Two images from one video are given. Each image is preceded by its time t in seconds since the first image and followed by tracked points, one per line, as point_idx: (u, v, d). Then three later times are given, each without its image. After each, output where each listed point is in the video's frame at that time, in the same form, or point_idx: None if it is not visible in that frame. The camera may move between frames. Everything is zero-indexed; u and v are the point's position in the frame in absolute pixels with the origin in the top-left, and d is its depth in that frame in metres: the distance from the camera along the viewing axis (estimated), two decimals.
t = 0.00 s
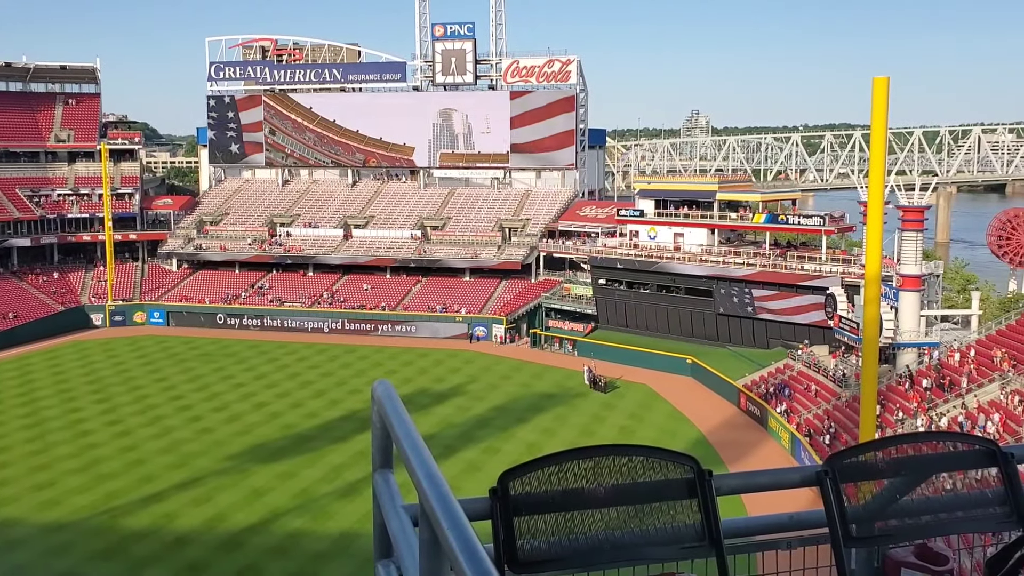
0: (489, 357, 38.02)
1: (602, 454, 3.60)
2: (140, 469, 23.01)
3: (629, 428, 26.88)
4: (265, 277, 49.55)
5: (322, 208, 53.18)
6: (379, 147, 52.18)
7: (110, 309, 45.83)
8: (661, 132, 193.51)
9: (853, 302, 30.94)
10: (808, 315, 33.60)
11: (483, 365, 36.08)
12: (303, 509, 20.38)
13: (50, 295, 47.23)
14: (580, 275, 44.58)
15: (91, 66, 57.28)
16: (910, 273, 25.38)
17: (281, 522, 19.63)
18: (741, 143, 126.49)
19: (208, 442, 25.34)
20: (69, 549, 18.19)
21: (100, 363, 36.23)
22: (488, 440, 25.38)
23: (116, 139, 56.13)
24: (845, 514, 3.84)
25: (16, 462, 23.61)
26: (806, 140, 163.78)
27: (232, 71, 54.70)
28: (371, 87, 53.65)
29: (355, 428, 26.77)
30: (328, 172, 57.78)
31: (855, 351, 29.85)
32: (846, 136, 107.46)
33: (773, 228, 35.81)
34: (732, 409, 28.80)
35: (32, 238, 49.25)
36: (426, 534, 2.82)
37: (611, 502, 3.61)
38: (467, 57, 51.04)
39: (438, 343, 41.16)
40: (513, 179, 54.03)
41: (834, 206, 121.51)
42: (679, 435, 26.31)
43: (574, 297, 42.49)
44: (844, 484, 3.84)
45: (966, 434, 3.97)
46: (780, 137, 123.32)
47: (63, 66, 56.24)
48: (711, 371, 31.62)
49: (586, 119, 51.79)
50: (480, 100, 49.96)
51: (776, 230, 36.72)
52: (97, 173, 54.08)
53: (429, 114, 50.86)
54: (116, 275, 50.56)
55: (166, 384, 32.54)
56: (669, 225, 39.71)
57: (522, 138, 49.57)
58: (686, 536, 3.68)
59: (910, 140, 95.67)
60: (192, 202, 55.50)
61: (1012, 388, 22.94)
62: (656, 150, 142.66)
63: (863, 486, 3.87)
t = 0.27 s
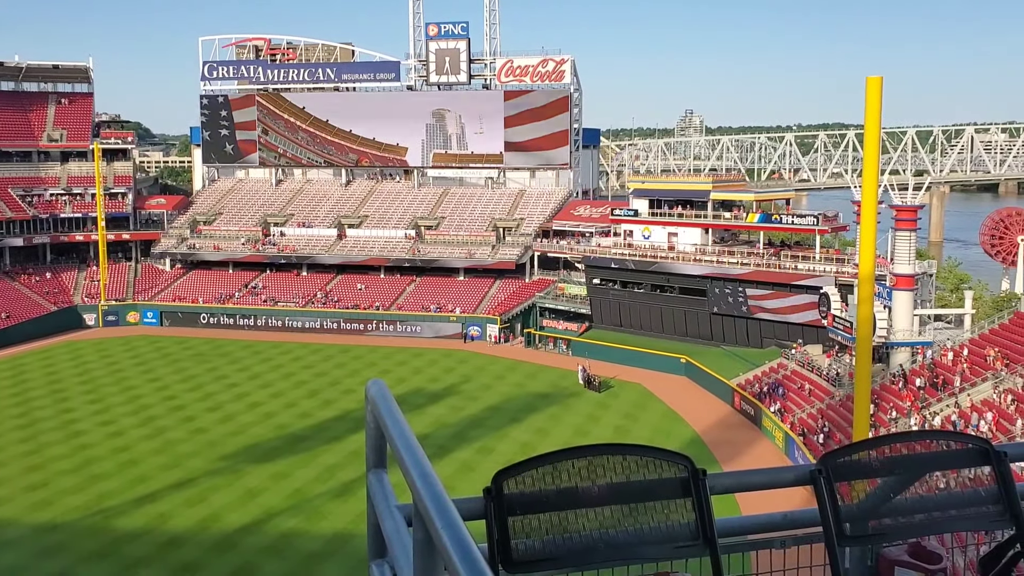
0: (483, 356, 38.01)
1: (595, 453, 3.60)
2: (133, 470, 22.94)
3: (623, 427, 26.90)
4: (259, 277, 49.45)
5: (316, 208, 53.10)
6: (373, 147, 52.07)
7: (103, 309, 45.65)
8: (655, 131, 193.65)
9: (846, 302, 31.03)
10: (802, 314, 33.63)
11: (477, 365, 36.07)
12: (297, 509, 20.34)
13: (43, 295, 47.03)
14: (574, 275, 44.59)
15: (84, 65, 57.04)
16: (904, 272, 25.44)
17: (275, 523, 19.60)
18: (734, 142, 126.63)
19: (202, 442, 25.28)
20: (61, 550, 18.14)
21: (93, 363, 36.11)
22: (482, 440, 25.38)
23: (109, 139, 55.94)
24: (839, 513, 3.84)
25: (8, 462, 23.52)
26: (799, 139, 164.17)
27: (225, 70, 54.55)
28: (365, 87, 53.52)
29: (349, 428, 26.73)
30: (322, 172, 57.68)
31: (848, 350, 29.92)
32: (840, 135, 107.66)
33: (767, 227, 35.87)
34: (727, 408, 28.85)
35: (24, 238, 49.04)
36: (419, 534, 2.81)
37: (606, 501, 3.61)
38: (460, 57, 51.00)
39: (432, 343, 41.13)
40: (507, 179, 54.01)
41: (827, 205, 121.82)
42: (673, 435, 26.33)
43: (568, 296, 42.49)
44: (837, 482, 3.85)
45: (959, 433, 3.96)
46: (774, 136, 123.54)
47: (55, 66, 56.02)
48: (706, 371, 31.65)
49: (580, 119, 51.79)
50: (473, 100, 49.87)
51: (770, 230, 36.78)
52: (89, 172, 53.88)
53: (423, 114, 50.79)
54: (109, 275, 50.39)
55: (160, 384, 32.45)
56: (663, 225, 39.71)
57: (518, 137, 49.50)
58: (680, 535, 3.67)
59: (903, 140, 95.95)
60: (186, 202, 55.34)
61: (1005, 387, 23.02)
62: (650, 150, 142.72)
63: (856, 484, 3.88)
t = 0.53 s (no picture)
0: (477, 356, 38.02)
1: (589, 453, 3.60)
2: (126, 470, 22.87)
3: (617, 427, 26.94)
4: (252, 277, 49.36)
5: (310, 208, 53.04)
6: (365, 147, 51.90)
7: (95, 310, 45.51)
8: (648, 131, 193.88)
9: (839, 301, 31.12)
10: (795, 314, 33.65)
11: (471, 365, 36.08)
12: (290, 510, 20.31)
13: (35, 295, 46.87)
14: (567, 274, 44.62)
15: (76, 65, 56.88)
16: (896, 272, 25.38)
17: (268, 523, 19.57)
18: (728, 142, 126.87)
19: (195, 443, 25.23)
20: (54, 551, 18.08)
21: (86, 364, 36.01)
22: (476, 440, 25.38)
23: (101, 139, 55.78)
24: (831, 512, 3.86)
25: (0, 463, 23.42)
26: (791, 139, 164.64)
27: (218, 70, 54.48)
28: (358, 86, 53.48)
29: (343, 428, 26.69)
30: (315, 172, 57.63)
31: (841, 349, 30.00)
32: (832, 135, 107.90)
33: (759, 227, 35.98)
34: (720, 408, 28.90)
35: (16, 238, 48.86)
36: (413, 534, 2.82)
37: (599, 501, 3.62)
38: (454, 57, 51.03)
39: (426, 343, 41.13)
40: (500, 179, 54.04)
41: (820, 205, 122.15)
42: (667, 434, 26.37)
43: (561, 296, 42.53)
44: (831, 481, 3.87)
45: (951, 432, 3.97)
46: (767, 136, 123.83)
47: (47, 65, 55.86)
48: (699, 370, 31.69)
49: (574, 119, 51.87)
50: (466, 100, 49.86)
51: (763, 229, 36.88)
52: (81, 172, 53.74)
53: (416, 113, 50.75)
54: (101, 275, 50.24)
55: (153, 384, 32.37)
56: (657, 225, 39.78)
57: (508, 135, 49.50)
58: (673, 535, 3.68)
59: (895, 139, 96.31)
60: (179, 202, 55.20)
61: (997, 386, 23.11)
62: (644, 150, 142.90)
63: (849, 483, 3.89)
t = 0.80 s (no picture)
0: (472, 356, 38.01)
1: (584, 452, 3.61)
2: (120, 471, 22.81)
3: (612, 426, 26.96)
4: (247, 277, 49.27)
5: (304, 207, 52.96)
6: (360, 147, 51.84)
7: (89, 309, 45.36)
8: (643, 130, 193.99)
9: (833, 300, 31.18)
10: (789, 314, 33.72)
11: (466, 364, 36.07)
12: (285, 509, 20.28)
13: (29, 295, 46.70)
14: (562, 274, 44.63)
15: (70, 64, 56.71)
16: (891, 271, 25.58)
17: (263, 523, 19.54)
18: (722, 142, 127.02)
19: (190, 443, 25.18)
20: (48, 552, 18.02)
21: (80, 364, 35.90)
22: (471, 439, 25.38)
23: (95, 138, 55.61)
24: (826, 510, 3.87)
25: None
26: (786, 139, 164.82)
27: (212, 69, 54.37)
28: (352, 86, 53.39)
29: (337, 428, 26.66)
30: (310, 171, 57.55)
31: (835, 348, 30.07)
32: (827, 135, 108.07)
33: (754, 226, 36.03)
34: (715, 407, 28.94)
35: (9, 238, 48.68)
36: (408, 533, 2.82)
37: (594, 500, 3.63)
38: (448, 56, 50.98)
39: (421, 343, 41.10)
40: (495, 178, 54.04)
41: (814, 204, 122.32)
42: (662, 433, 26.40)
43: (556, 296, 42.53)
44: (825, 480, 3.88)
45: (946, 431, 3.99)
46: (761, 136, 124.02)
47: (40, 65, 55.71)
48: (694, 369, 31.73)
49: (569, 118, 51.87)
50: (460, 99, 49.84)
51: (757, 229, 36.95)
52: (75, 171, 53.59)
53: (410, 112, 50.71)
54: (95, 275, 50.09)
55: (147, 384, 32.28)
56: (651, 224, 39.84)
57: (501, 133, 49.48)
58: (668, 534, 3.69)
59: (889, 139, 96.50)
60: (173, 201, 55.06)
61: (991, 385, 23.21)
62: (639, 149, 142.95)
63: (844, 482, 3.91)
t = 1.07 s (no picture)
0: (469, 356, 38.00)
1: (580, 452, 3.61)
2: (116, 471, 22.77)
3: (608, 426, 26.98)
4: (242, 277, 49.20)
5: (300, 207, 52.91)
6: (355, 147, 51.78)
7: (84, 310, 45.24)
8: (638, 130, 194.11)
9: (829, 300, 31.22)
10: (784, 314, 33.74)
11: (463, 364, 36.06)
12: (281, 510, 20.26)
13: (24, 296, 46.58)
14: (558, 273, 44.63)
15: (64, 64, 56.59)
16: (886, 270, 25.62)
17: (259, 523, 19.52)
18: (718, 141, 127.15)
19: (185, 443, 25.14)
20: (43, 552, 17.98)
21: (75, 364, 35.83)
22: (467, 439, 25.37)
23: (89, 138, 55.50)
24: (822, 510, 3.87)
25: None
26: (781, 138, 165.14)
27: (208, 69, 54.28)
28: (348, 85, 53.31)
29: (333, 428, 26.63)
30: (305, 171, 57.50)
31: (831, 348, 30.11)
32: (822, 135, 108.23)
33: (749, 226, 36.07)
34: (711, 406, 28.97)
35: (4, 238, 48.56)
36: (404, 533, 2.82)
37: (590, 500, 3.63)
38: (444, 56, 50.94)
39: (417, 343, 41.08)
40: (491, 178, 54.03)
41: (810, 204, 122.54)
42: (658, 433, 26.42)
43: (552, 295, 42.52)
44: (820, 480, 3.88)
45: (942, 430, 3.99)
46: (757, 135, 124.18)
47: (35, 65, 55.59)
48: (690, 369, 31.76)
49: (564, 118, 51.87)
50: (455, 99, 49.83)
51: (753, 229, 36.99)
52: (70, 172, 53.50)
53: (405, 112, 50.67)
54: (90, 276, 49.99)
55: (143, 385, 32.21)
56: (647, 224, 39.88)
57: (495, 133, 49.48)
58: (664, 533, 3.69)
59: (884, 138, 96.65)
60: (168, 201, 54.96)
61: (986, 384, 23.27)
62: (634, 149, 143.06)
63: (840, 482, 3.90)
